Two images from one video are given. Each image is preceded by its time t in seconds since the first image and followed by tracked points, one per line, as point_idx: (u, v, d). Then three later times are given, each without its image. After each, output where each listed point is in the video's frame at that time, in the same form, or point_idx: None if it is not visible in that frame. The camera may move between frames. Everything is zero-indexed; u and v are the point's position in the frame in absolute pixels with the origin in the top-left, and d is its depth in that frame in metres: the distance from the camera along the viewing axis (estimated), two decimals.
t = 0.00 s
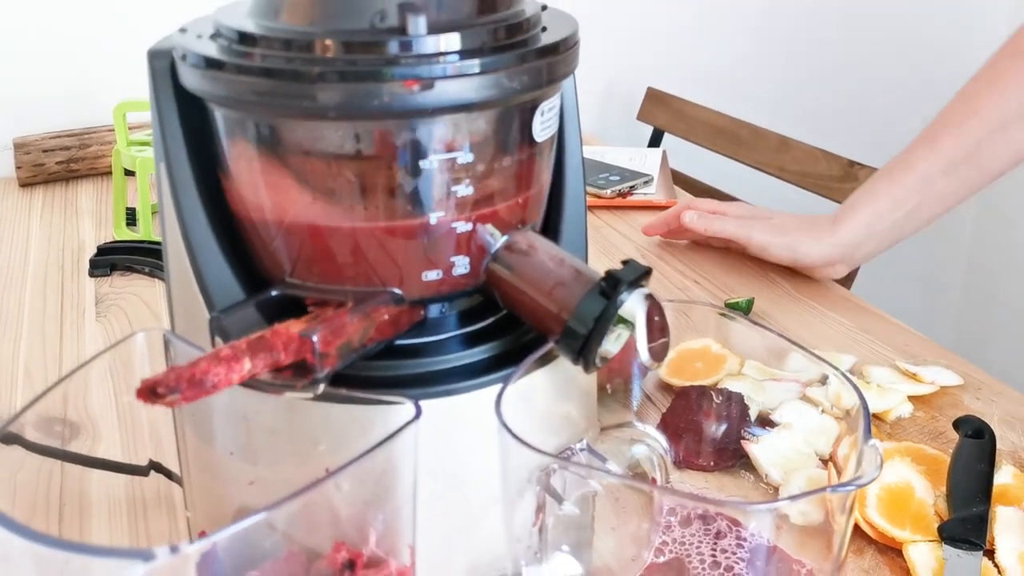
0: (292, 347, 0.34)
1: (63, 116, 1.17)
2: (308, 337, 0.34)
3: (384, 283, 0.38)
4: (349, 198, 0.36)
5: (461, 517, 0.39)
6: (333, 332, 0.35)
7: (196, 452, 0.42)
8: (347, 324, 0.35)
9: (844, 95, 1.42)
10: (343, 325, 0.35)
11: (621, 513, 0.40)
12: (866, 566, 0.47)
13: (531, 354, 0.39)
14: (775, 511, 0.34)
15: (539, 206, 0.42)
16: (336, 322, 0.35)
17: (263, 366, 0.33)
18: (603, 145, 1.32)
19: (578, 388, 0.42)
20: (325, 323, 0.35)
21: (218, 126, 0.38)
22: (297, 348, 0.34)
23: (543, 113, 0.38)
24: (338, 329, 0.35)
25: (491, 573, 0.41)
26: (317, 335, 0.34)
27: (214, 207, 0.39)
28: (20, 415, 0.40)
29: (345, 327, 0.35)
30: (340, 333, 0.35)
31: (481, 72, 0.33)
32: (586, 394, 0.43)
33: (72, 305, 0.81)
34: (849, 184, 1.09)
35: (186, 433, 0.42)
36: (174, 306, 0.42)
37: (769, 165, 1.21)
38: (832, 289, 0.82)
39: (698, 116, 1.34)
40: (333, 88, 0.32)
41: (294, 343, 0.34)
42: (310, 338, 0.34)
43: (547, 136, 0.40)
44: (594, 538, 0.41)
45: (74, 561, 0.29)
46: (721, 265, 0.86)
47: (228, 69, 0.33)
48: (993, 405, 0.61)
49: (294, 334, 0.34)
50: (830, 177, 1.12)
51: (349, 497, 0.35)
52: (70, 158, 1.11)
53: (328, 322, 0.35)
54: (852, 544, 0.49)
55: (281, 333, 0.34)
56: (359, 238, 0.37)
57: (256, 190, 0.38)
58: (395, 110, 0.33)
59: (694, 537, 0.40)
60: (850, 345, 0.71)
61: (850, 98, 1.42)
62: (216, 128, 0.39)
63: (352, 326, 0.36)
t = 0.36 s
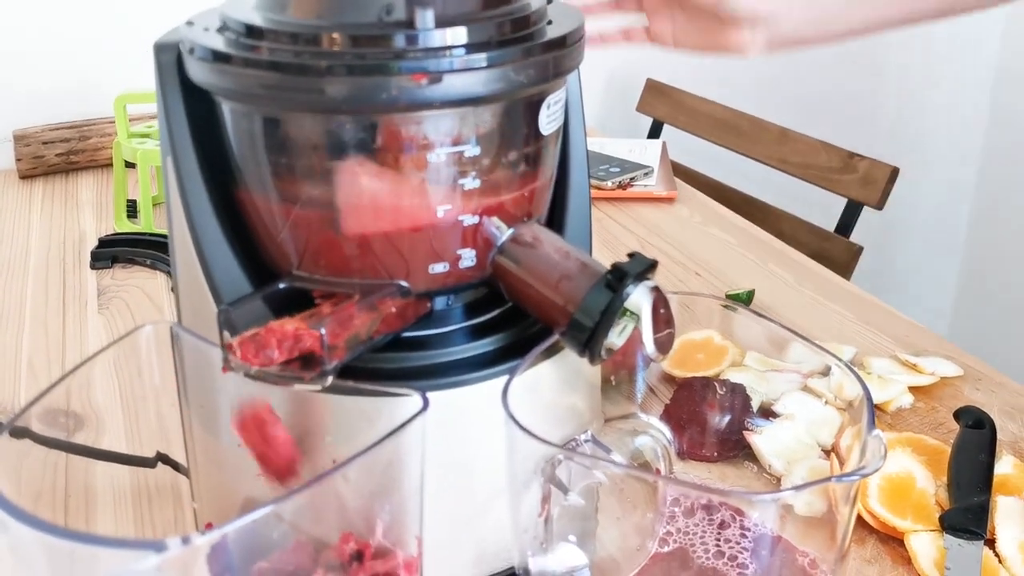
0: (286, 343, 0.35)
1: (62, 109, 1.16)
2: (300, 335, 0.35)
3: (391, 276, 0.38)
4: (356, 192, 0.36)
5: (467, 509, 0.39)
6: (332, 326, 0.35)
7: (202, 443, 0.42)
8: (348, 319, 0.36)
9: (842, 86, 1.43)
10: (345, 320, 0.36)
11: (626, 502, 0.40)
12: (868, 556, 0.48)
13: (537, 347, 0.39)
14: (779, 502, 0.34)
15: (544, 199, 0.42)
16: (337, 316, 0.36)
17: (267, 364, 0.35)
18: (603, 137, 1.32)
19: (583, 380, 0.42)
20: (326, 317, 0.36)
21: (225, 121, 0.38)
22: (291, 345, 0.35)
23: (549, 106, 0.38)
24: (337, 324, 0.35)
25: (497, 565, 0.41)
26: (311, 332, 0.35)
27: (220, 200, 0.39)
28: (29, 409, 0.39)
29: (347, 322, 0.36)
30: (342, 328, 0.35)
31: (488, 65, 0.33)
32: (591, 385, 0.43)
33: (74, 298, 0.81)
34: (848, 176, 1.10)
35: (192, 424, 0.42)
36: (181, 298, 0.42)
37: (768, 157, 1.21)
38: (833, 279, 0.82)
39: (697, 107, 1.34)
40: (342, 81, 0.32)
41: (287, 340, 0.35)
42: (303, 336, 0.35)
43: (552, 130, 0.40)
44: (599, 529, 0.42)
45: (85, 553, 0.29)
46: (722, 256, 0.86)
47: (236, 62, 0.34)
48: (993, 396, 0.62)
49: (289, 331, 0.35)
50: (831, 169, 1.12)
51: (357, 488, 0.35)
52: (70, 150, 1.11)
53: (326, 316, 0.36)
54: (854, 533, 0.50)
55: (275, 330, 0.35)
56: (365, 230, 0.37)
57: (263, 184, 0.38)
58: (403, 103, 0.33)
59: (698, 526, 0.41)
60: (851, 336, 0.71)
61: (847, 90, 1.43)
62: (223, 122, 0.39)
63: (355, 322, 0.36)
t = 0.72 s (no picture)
0: (263, 347, 0.35)
1: (49, 103, 1.16)
2: (278, 340, 0.35)
3: (384, 273, 0.38)
4: (349, 189, 0.36)
5: (461, 505, 0.40)
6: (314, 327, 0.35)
7: (196, 439, 0.42)
8: (332, 319, 0.36)
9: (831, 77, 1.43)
10: (333, 320, 0.36)
11: (619, 496, 0.40)
12: (858, 547, 0.49)
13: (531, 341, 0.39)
14: (771, 497, 0.35)
15: (536, 195, 0.42)
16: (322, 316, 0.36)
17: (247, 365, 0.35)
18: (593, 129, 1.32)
19: (576, 373, 0.42)
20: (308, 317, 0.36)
21: (217, 118, 0.38)
22: (269, 348, 0.35)
23: (541, 102, 0.39)
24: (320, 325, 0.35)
25: (492, 560, 0.41)
26: (289, 337, 0.35)
27: (212, 198, 0.39)
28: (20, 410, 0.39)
29: (334, 322, 0.36)
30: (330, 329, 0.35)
31: (480, 63, 0.33)
32: (584, 379, 0.44)
33: (64, 293, 0.81)
34: (837, 168, 1.10)
35: (185, 421, 0.42)
36: (173, 296, 0.42)
37: (757, 149, 1.22)
38: (822, 270, 0.82)
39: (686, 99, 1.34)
40: (334, 79, 0.32)
41: (264, 344, 0.35)
42: (281, 340, 0.35)
43: (544, 126, 0.40)
44: (591, 523, 0.42)
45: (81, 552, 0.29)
46: (712, 249, 0.86)
47: (228, 60, 0.33)
48: (981, 387, 0.62)
49: (266, 334, 0.35)
50: (820, 162, 1.13)
51: (351, 485, 0.35)
52: (57, 145, 1.10)
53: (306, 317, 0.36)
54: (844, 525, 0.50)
55: (252, 333, 0.35)
56: (358, 227, 0.37)
57: (256, 181, 0.38)
58: (395, 101, 0.33)
59: (690, 519, 0.41)
60: (841, 328, 0.72)
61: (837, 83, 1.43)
62: (214, 120, 0.39)
63: (343, 322, 0.36)
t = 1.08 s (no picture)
0: (242, 355, 0.34)
1: (40, 102, 1.15)
2: (258, 347, 0.34)
3: (380, 274, 0.38)
4: (344, 190, 0.36)
5: (458, 506, 0.40)
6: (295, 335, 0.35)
7: (191, 440, 0.41)
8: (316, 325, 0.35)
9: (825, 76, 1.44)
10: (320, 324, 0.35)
11: (617, 496, 0.40)
12: (855, 545, 0.49)
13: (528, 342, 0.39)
14: (770, 498, 0.35)
15: (533, 195, 0.42)
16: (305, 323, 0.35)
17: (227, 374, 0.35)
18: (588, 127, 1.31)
19: (573, 373, 0.42)
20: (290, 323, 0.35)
21: (211, 119, 0.38)
22: (248, 356, 0.34)
23: (537, 102, 0.38)
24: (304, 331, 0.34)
25: (490, 560, 0.41)
26: (270, 344, 0.34)
27: (207, 198, 0.39)
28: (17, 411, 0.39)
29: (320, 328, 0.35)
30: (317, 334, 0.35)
31: (476, 63, 0.33)
32: (581, 378, 0.44)
33: (58, 292, 0.81)
34: (831, 165, 1.10)
35: (180, 421, 0.42)
36: (168, 297, 0.42)
37: (752, 147, 1.22)
38: (818, 268, 0.82)
39: (680, 97, 1.34)
40: (330, 80, 0.32)
41: (242, 352, 0.34)
42: (261, 348, 0.34)
43: (540, 125, 0.40)
44: (588, 523, 0.42)
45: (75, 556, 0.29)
46: (707, 247, 0.86)
47: (223, 60, 0.33)
48: (976, 384, 0.63)
49: (246, 342, 0.34)
50: (814, 159, 1.13)
51: (348, 486, 0.35)
52: (50, 144, 1.10)
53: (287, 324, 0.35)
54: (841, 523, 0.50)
55: (231, 340, 0.34)
56: (354, 228, 0.37)
57: (251, 181, 0.38)
58: (391, 102, 0.33)
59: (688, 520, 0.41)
60: (836, 326, 0.72)
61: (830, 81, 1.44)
62: (209, 120, 0.38)
63: (331, 328, 0.35)
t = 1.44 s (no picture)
0: (222, 359, 0.33)
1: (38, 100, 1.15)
2: (239, 351, 0.33)
3: (380, 270, 0.38)
4: (342, 186, 0.36)
5: (459, 503, 0.39)
6: (278, 338, 0.34)
7: (189, 438, 0.41)
8: (300, 327, 0.34)
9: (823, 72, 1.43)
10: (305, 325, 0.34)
11: (617, 492, 0.40)
12: (857, 540, 0.49)
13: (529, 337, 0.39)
14: (772, 493, 0.34)
15: (532, 190, 0.42)
16: (290, 325, 0.34)
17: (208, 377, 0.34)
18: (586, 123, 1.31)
19: (574, 369, 0.42)
20: (273, 325, 0.35)
21: (209, 114, 0.38)
22: (229, 359, 0.33)
23: (537, 96, 0.38)
24: (289, 334, 0.34)
25: (491, 558, 0.41)
26: (252, 347, 0.33)
27: (204, 194, 0.38)
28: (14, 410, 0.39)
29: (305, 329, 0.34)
30: (301, 335, 0.34)
31: (475, 56, 0.33)
32: (582, 374, 0.43)
33: (56, 290, 0.81)
34: (831, 161, 1.10)
35: (178, 419, 0.41)
36: (165, 294, 0.41)
37: (751, 142, 1.21)
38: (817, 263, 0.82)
39: (678, 92, 1.34)
40: (328, 74, 0.32)
41: (223, 356, 0.33)
42: (243, 352, 0.33)
43: (540, 121, 0.39)
44: (589, 520, 0.42)
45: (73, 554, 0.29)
46: (707, 242, 0.86)
47: (220, 55, 0.33)
48: (978, 378, 0.63)
49: (227, 345, 0.33)
50: (814, 154, 1.12)
51: (348, 484, 0.35)
52: (47, 141, 1.09)
53: (269, 326, 0.34)
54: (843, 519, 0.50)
55: (212, 344, 0.33)
56: (353, 224, 0.36)
57: (249, 177, 0.37)
58: (390, 96, 0.32)
59: (689, 515, 0.41)
60: (837, 321, 0.71)
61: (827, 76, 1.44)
62: (206, 115, 0.38)
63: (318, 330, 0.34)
